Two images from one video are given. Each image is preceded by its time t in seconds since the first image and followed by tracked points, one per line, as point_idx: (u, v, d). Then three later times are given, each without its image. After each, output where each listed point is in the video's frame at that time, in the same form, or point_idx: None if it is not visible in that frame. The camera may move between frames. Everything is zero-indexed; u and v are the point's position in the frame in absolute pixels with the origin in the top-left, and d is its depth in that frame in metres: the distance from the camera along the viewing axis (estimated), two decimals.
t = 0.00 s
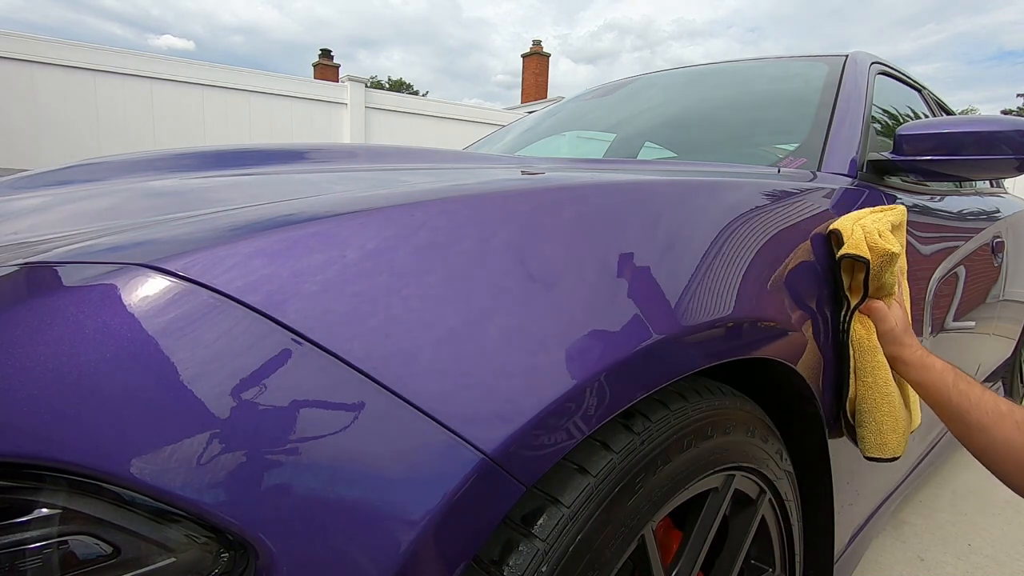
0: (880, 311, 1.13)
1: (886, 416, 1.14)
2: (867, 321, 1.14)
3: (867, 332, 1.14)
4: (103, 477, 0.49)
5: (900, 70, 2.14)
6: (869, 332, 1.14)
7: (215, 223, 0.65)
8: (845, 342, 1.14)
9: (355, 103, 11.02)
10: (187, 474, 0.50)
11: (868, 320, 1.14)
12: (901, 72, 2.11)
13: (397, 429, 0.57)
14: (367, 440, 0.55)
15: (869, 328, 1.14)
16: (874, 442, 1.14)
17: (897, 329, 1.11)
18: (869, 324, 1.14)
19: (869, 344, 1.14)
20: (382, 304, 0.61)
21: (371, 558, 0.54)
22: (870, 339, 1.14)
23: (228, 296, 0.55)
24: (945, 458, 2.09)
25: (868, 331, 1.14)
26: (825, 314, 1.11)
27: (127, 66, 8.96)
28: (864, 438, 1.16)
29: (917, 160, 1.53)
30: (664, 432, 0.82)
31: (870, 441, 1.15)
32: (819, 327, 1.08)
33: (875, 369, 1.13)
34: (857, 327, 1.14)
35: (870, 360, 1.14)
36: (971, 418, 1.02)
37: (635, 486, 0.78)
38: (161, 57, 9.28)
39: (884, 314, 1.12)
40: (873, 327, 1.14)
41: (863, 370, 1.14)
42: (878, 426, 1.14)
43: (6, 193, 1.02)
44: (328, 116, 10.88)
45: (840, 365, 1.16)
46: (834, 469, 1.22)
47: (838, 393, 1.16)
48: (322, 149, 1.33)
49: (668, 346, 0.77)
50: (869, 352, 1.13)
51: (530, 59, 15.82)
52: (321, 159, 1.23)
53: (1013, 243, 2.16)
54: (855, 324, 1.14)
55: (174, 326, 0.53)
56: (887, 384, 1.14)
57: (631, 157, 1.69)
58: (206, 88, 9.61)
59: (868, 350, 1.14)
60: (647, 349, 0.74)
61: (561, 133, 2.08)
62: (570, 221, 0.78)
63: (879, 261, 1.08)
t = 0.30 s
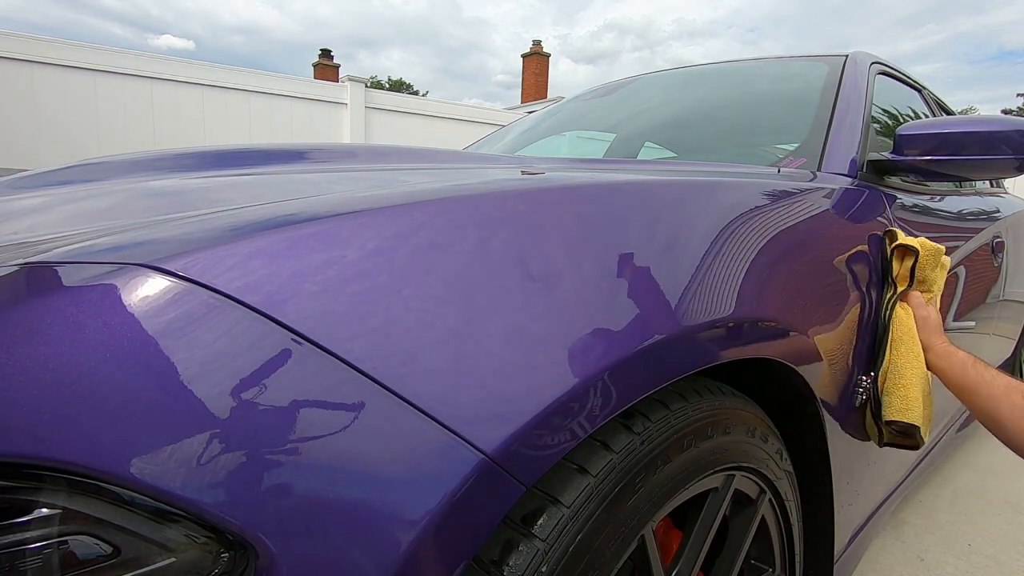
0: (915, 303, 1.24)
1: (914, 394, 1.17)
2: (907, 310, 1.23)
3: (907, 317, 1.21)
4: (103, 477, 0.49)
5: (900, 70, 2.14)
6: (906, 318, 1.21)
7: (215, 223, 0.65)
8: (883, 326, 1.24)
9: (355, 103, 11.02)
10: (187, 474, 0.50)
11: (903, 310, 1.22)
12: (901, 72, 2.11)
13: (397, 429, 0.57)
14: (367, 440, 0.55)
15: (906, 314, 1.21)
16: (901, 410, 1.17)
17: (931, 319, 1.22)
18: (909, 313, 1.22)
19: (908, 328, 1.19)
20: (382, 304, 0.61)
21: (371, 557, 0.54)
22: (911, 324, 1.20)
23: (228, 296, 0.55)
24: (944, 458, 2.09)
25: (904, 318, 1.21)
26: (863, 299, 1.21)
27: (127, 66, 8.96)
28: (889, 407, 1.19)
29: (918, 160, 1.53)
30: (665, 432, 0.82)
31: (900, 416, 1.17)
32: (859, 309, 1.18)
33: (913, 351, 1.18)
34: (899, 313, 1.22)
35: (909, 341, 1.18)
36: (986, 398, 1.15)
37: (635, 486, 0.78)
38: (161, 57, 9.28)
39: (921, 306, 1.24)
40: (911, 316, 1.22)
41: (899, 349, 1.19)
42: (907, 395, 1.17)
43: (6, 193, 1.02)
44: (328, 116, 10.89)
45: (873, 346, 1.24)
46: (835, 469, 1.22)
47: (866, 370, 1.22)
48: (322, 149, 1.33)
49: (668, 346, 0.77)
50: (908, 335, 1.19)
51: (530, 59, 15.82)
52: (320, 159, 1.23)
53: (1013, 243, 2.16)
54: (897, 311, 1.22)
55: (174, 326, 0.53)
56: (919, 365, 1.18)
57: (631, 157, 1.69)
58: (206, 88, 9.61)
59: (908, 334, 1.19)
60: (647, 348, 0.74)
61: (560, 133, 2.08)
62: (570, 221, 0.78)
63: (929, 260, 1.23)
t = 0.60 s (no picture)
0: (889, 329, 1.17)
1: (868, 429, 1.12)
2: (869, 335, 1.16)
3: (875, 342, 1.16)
4: (103, 477, 0.49)
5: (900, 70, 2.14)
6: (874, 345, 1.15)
7: (215, 223, 0.65)
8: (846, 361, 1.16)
9: (355, 103, 11.02)
10: (187, 474, 0.50)
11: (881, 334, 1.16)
12: (901, 72, 2.11)
13: (397, 429, 0.57)
14: (366, 441, 0.55)
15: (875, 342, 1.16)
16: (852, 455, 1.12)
17: (907, 350, 1.16)
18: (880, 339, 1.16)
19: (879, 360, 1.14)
20: (382, 304, 0.61)
21: (371, 558, 0.54)
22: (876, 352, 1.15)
23: (228, 296, 0.55)
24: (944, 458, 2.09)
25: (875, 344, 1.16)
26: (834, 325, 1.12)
27: (127, 66, 8.96)
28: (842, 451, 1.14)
29: (918, 159, 1.53)
30: (664, 432, 0.82)
31: (842, 452, 1.14)
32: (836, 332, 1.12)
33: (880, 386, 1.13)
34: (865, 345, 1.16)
35: (875, 370, 1.13)
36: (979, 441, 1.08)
37: (635, 486, 0.78)
38: (161, 57, 9.28)
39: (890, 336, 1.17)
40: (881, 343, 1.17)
41: (861, 383, 1.14)
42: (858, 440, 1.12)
43: (6, 193, 1.02)
44: (328, 116, 10.89)
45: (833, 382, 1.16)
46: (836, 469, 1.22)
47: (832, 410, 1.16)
48: (322, 149, 1.33)
49: (668, 346, 0.77)
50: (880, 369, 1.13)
51: (530, 59, 15.82)
52: (320, 159, 1.23)
53: (1014, 243, 2.17)
54: (872, 333, 1.17)
55: (174, 326, 0.53)
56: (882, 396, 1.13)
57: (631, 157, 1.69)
58: (206, 88, 9.61)
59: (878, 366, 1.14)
60: (647, 348, 0.74)
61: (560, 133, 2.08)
62: (570, 222, 0.78)
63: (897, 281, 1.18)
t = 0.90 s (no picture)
0: (850, 360, 1.02)
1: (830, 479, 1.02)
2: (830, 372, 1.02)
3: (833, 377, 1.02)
4: (103, 477, 0.49)
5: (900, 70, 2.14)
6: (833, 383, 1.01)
7: (215, 223, 0.65)
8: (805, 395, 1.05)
9: (355, 103, 11.02)
10: (187, 474, 0.50)
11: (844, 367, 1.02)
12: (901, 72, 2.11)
13: (396, 429, 0.57)
14: (365, 441, 0.55)
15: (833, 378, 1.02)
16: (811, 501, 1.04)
17: (875, 382, 1.00)
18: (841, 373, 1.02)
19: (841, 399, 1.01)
20: (382, 304, 0.61)
21: (371, 557, 0.54)
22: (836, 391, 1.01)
23: (228, 296, 0.55)
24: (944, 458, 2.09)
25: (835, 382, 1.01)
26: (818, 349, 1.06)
27: (127, 66, 8.96)
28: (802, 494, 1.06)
29: (918, 160, 1.53)
30: (665, 432, 0.82)
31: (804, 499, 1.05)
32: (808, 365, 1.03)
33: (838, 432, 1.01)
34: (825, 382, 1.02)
35: (836, 413, 1.01)
36: (957, 478, 0.96)
37: (635, 486, 0.78)
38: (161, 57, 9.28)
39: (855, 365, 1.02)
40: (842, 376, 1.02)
41: (822, 424, 1.02)
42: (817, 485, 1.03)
43: (6, 193, 1.02)
44: (328, 116, 10.89)
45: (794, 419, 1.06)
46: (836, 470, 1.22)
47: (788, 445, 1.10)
48: (322, 149, 1.33)
49: (667, 346, 0.77)
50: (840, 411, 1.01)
51: (530, 59, 15.82)
52: (320, 159, 1.23)
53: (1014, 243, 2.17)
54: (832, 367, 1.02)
55: (174, 326, 0.53)
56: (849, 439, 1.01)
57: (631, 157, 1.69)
58: (206, 88, 9.61)
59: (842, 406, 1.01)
60: (647, 348, 0.74)
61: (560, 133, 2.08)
62: (570, 222, 0.78)
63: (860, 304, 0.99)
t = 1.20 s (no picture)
0: (852, 376, 1.02)
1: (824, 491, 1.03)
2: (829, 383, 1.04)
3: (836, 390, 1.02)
4: (103, 477, 0.49)
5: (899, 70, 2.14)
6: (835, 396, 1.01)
7: (216, 223, 0.65)
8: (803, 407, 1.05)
9: (355, 103, 11.02)
10: (187, 474, 0.50)
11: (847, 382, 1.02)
12: (901, 72, 2.11)
13: (397, 429, 0.57)
14: (366, 441, 0.55)
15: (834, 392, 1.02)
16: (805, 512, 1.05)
17: (880, 395, 0.99)
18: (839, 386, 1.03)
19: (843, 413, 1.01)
20: (383, 304, 0.61)
21: (371, 558, 0.54)
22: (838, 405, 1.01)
23: (228, 296, 0.55)
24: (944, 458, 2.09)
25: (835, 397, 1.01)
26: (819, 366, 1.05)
27: (127, 66, 8.96)
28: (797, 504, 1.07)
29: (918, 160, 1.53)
30: (665, 432, 0.82)
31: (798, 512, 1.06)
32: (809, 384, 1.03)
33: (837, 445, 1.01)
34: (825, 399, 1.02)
35: (834, 427, 1.00)
36: (967, 498, 0.96)
37: (635, 486, 0.78)
38: (161, 57, 9.29)
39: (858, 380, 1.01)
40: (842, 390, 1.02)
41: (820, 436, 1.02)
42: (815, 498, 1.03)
43: (6, 193, 1.02)
44: (328, 116, 10.89)
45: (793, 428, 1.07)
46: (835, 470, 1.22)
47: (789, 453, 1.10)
48: (322, 149, 1.33)
49: (667, 347, 0.77)
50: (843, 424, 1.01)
51: (529, 60, 15.82)
52: (320, 159, 1.23)
53: (1014, 243, 2.17)
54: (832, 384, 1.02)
55: (174, 326, 0.53)
56: (844, 452, 1.01)
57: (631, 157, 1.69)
58: (206, 88, 9.61)
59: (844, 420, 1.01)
60: (647, 348, 0.74)
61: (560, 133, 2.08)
62: (570, 223, 0.78)
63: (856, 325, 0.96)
